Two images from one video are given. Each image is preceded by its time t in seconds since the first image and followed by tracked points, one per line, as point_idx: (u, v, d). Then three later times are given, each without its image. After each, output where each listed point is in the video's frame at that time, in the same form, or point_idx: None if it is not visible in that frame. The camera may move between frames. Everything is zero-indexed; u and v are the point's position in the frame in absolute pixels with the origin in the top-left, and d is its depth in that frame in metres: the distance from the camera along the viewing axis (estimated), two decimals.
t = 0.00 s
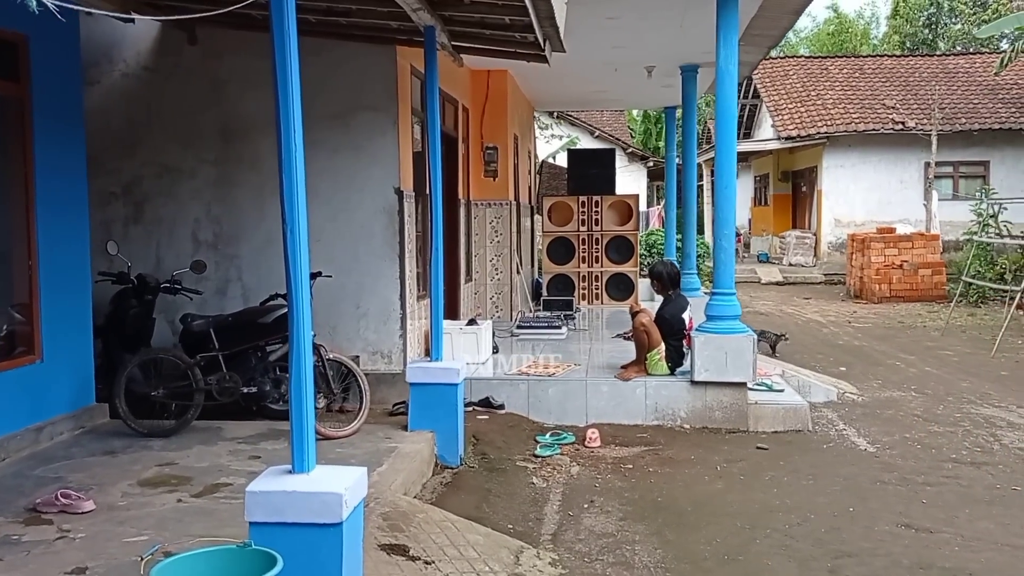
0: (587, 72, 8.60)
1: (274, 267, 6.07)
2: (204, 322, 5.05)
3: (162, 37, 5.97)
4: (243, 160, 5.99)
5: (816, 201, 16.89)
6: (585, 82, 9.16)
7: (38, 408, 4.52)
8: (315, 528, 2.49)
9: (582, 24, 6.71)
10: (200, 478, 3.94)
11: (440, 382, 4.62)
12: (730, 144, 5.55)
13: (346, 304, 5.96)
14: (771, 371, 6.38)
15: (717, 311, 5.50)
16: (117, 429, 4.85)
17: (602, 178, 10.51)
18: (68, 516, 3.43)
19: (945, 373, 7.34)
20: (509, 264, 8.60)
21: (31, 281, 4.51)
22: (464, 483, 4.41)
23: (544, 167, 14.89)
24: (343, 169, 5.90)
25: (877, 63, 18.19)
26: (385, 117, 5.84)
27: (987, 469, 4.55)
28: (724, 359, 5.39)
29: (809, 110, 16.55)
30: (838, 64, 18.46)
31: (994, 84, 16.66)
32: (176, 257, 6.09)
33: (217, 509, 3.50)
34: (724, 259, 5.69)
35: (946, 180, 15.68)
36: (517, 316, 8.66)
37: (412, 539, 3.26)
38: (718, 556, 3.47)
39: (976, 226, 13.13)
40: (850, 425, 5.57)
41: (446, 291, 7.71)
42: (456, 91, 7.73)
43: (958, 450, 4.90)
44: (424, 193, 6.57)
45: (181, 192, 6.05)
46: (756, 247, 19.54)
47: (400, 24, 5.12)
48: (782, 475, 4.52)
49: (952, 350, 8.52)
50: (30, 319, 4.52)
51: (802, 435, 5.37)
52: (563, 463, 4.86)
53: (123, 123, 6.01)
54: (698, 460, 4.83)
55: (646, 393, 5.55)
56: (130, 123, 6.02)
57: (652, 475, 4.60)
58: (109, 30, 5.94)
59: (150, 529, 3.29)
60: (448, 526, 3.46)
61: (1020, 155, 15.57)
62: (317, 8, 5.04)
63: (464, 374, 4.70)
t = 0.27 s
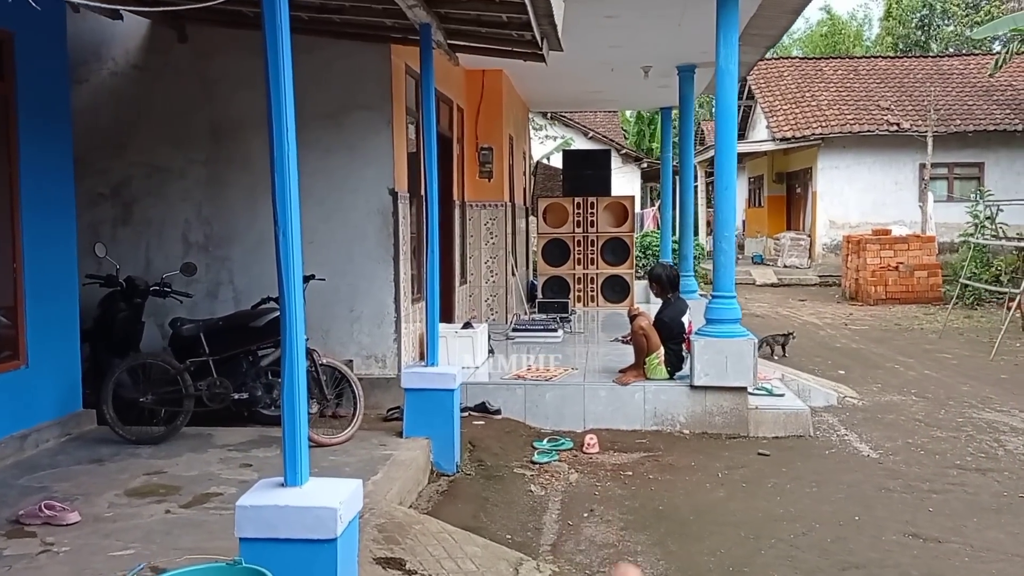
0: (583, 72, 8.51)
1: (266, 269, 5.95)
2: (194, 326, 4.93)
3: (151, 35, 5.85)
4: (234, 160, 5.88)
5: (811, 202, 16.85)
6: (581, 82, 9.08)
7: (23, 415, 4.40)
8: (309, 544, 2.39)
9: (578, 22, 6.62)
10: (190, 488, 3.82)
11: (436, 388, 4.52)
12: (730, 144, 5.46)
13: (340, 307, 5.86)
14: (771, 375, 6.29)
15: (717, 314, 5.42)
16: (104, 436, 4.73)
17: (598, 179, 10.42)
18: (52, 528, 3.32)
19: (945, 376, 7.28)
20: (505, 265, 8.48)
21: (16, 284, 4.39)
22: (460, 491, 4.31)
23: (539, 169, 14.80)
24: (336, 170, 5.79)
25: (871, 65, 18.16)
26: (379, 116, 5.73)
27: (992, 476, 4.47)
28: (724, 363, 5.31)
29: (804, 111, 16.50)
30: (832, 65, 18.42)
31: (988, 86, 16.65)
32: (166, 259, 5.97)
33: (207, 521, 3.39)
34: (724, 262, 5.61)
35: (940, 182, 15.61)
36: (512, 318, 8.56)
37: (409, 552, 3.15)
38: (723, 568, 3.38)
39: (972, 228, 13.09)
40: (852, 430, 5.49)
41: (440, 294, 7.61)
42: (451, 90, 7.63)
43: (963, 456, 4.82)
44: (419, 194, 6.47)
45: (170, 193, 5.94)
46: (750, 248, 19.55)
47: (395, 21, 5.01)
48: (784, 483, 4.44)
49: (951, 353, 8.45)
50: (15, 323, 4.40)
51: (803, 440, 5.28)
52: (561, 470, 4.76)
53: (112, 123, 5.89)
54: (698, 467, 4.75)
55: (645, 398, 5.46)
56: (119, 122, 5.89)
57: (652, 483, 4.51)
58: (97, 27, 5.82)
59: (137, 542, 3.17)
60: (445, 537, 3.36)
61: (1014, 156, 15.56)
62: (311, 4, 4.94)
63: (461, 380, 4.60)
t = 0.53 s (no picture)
0: (580, 72, 8.42)
1: (258, 272, 5.83)
2: (184, 331, 4.82)
3: (141, 32, 5.72)
4: (226, 161, 5.76)
5: (806, 203, 16.79)
6: (578, 82, 8.98)
7: (8, 424, 4.27)
8: (305, 566, 2.27)
9: (577, 21, 6.52)
10: (180, 500, 3.70)
11: (434, 395, 4.41)
12: (733, 145, 5.36)
13: (334, 311, 5.74)
14: (772, 380, 6.20)
15: (719, 319, 5.32)
16: (91, 444, 4.59)
17: (594, 180, 10.31)
18: (35, 544, 3.19)
19: (946, 380, 7.20)
20: (501, 268, 8.36)
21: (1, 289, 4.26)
22: (458, 502, 4.19)
23: (534, 169, 14.70)
24: (331, 171, 5.67)
25: (867, 65, 18.13)
26: (374, 116, 5.62)
27: (1002, 484, 4.38)
28: (727, 368, 5.21)
29: (799, 112, 16.44)
30: (827, 66, 18.38)
31: (983, 87, 16.62)
32: (156, 262, 5.84)
33: (197, 536, 3.27)
34: (726, 265, 5.51)
35: (936, 182, 15.62)
36: (508, 321, 8.45)
37: (407, 569, 3.03)
38: None
39: (969, 229, 13.04)
40: (856, 437, 5.39)
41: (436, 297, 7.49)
42: (447, 90, 7.52)
43: (970, 464, 4.73)
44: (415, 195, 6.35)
45: (160, 194, 5.80)
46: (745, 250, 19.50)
47: (391, 19, 4.90)
48: (789, 492, 4.34)
49: (951, 356, 8.38)
50: None
51: (807, 447, 5.19)
52: (561, 479, 4.65)
53: (100, 122, 5.75)
54: (701, 475, 4.64)
55: (646, 404, 5.36)
56: (108, 122, 5.76)
57: (655, 492, 4.40)
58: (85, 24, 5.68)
59: (124, 559, 3.05)
60: (445, 552, 3.24)
61: (1010, 157, 15.53)
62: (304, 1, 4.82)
63: (459, 387, 4.49)
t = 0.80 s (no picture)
0: (578, 72, 8.33)
1: (252, 275, 5.71)
2: (177, 336, 4.69)
3: (132, 30, 5.59)
4: (219, 162, 5.64)
5: (802, 205, 16.73)
6: (575, 82, 8.88)
7: None
8: None
9: (576, 20, 6.42)
10: (173, 512, 3.58)
11: (433, 402, 4.30)
12: (736, 146, 5.27)
13: (330, 314, 5.63)
14: (775, 384, 6.11)
15: (722, 322, 5.23)
16: (81, 453, 4.47)
17: (591, 181, 10.21)
18: (22, 559, 3.07)
19: (949, 384, 7.12)
20: (498, 270, 8.25)
21: None
22: (459, 512, 4.08)
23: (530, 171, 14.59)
24: (326, 172, 5.56)
25: (862, 67, 18.11)
26: (370, 116, 5.51)
27: (1013, 491, 4.30)
28: (731, 373, 5.11)
29: (794, 113, 16.39)
30: (822, 67, 18.35)
31: (979, 89, 16.61)
32: (148, 265, 5.72)
33: (191, 550, 3.15)
34: (729, 268, 5.42)
35: (932, 184, 15.57)
36: (506, 324, 8.34)
37: None
38: None
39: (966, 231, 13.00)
40: (862, 442, 5.31)
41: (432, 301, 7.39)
42: (443, 90, 7.42)
43: (979, 470, 4.65)
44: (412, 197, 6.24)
45: (152, 196, 5.68)
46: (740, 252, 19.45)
47: (388, 17, 4.79)
48: (798, 500, 4.24)
49: (952, 359, 8.31)
50: None
51: (813, 453, 5.10)
52: (563, 487, 4.54)
53: (90, 123, 5.62)
54: (707, 483, 4.55)
55: (648, 409, 5.26)
56: (98, 122, 5.63)
57: (660, 500, 4.30)
58: (75, 22, 5.56)
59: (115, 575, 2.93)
60: (448, 565, 3.13)
61: (1005, 159, 15.50)
62: None
63: (459, 393, 4.38)
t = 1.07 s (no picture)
0: (574, 71, 8.28)
1: (245, 276, 5.63)
2: (169, 338, 4.63)
3: (123, 27, 5.50)
4: (212, 160, 5.56)
5: (796, 206, 16.71)
6: (571, 82, 8.82)
7: None
8: None
9: (574, 18, 6.36)
10: (165, 516, 3.50)
11: (431, 403, 4.23)
12: (737, 145, 5.23)
13: (324, 315, 5.55)
14: (774, 385, 6.07)
15: (723, 324, 5.17)
16: (71, 456, 4.38)
17: (587, 182, 10.16)
18: (10, 566, 2.98)
19: (947, 385, 7.09)
20: (494, 271, 8.18)
21: None
22: (458, 516, 4.01)
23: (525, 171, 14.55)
24: (321, 171, 5.49)
25: (856, 68, 18.12)
26: (366, 114, 5.44)
27: (1018, 493, 4.26)
28: (731, 374, 5.06)
29: (789, 114, 16.37)
30: (816, 68, 18.35)
31: (972, 90, 16.63)
32: (139, 265, 5.63)
33: (184, 556, 3.07)
34: (729, 269, 5.36)
35: (926, 186, 15.61)
36: (502, 325, 8.28)
37: None
38: None
39: (961, 232, 13.00)
40: (862, 445, 5.26)
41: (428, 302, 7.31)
42: (439, 89, 7.36)
43: (982, 472, 4.61)
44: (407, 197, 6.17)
45: (144, 195, 5.60)
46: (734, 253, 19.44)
47: (385, 13, 4.71)
48: (800, 503, 4.19)
49: (949, 360, 8.28)
50: None
51: (814, 456, 5.04)
52: (563, 490, 4.47)
53: (81, 120, 5.54)
54: (708, 486, 4.49)
55: (647, 411, 5.21)
56: (89, 121, 5.54)
57: (661, 504, 4.24)
58: (65, 18, 5.47)
59: None
60: (448, 571, 3.07)
61: (999, 160, 15.52)
62: None
63: (457, 395, 4.31)
